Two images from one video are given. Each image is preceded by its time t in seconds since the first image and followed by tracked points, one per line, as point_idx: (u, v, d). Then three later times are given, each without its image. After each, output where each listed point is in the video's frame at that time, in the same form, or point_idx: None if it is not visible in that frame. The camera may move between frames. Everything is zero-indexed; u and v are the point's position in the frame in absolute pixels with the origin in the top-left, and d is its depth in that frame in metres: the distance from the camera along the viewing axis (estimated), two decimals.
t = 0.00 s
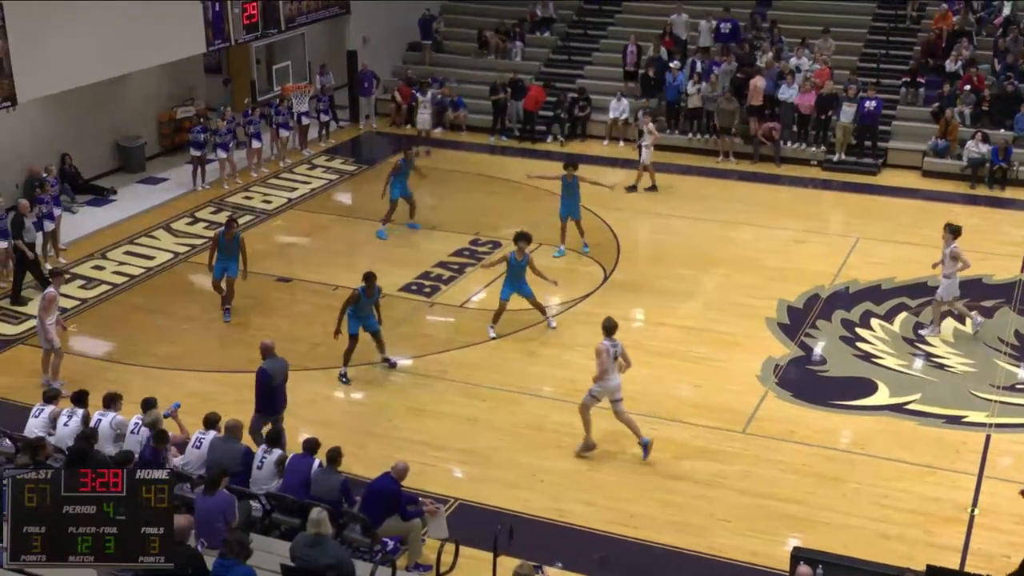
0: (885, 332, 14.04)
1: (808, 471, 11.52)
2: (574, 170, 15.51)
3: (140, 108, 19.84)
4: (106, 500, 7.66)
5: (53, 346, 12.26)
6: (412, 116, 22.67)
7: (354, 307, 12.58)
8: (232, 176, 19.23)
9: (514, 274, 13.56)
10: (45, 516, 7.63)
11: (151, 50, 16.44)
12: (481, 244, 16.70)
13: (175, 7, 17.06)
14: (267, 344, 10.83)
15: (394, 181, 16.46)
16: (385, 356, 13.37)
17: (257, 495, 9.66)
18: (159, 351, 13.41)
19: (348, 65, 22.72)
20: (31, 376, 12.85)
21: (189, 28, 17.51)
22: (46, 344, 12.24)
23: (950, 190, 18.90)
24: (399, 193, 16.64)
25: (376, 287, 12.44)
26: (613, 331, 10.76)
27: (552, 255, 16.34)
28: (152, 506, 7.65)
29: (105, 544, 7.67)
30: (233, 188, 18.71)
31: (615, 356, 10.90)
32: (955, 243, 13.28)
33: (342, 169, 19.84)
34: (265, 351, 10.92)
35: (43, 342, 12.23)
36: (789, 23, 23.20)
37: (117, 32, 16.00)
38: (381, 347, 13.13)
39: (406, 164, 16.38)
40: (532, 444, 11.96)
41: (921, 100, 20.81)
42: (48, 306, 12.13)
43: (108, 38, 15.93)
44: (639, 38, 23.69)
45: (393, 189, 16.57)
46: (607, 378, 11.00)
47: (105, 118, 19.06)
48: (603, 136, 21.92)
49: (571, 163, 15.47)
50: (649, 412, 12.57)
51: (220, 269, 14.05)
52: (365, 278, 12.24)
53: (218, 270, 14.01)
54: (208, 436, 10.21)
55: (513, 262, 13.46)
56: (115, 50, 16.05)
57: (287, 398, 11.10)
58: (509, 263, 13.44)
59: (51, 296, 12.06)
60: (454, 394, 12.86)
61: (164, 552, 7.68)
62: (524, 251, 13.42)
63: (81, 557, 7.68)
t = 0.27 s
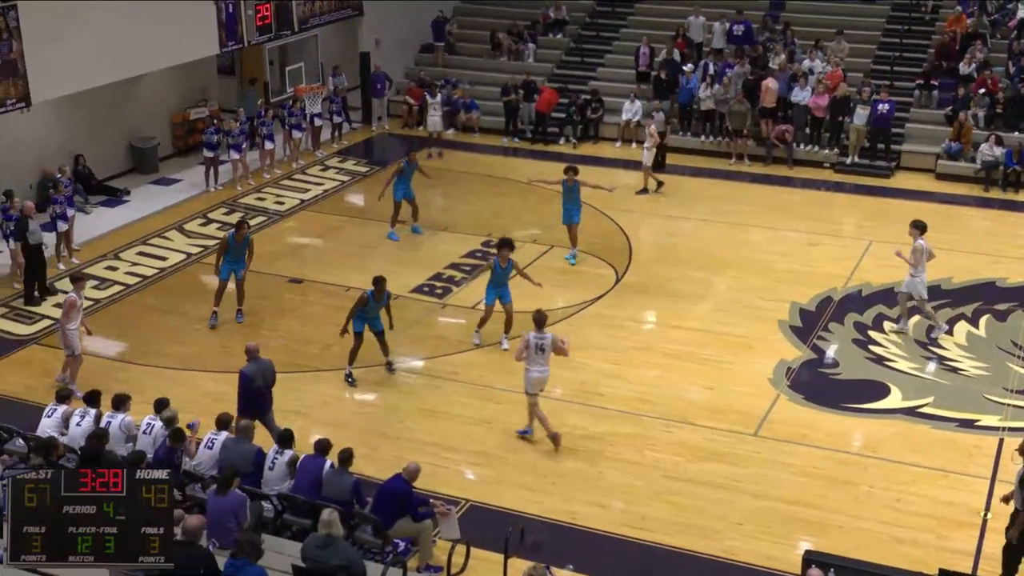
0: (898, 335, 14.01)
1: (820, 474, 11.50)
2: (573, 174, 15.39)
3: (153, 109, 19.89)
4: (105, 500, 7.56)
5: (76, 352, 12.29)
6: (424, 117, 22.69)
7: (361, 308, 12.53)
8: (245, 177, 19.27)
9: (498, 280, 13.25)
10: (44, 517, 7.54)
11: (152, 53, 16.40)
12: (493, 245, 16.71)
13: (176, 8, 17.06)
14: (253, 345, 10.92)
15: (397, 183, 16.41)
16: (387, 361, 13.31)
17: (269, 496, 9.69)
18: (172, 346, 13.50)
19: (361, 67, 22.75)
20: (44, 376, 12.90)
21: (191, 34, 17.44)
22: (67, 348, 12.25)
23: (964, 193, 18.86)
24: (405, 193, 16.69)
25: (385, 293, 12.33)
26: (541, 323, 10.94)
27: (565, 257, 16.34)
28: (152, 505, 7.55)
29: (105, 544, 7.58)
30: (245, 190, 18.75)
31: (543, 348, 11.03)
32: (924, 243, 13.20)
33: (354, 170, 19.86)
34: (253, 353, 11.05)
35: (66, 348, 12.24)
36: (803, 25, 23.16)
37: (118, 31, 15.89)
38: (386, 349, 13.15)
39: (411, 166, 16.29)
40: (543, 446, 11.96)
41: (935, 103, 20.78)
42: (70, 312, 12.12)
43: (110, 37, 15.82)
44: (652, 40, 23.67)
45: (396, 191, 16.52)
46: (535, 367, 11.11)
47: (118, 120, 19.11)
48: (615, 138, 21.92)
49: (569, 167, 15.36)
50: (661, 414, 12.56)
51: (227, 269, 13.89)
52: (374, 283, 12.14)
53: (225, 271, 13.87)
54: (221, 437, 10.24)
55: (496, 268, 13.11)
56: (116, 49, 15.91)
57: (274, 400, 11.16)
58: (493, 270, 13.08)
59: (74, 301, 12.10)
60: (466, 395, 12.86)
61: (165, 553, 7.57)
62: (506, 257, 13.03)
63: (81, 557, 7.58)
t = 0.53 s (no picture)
0: (907, 337, 13.94)
1: (828, 476, 11.43)
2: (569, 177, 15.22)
3: (159, 109, 19.87)
4: (106, 500, 7.65)
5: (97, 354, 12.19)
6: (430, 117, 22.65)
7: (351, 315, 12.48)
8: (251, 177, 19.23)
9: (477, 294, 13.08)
10: (45, 516, 7.64)
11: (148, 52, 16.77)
12: (499, 246, 16.67)
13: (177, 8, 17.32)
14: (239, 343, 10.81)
15: (399, 185, 16.36)
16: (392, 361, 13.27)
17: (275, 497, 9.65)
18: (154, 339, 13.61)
19: (367, 67, 22.71)
20: (50, 376, 12.88)
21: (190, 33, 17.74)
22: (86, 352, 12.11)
23: (974, 194, 18.79)
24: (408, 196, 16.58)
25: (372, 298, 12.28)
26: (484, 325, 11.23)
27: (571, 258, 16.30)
28: (152, 505, 7.63)
29: (106, 544, 7.67)
30: (251, 190, 18.72)
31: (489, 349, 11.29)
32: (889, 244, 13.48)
33: (361, 171, 19.82)
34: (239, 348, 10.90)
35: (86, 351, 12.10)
36: (812, 25, 23.07)
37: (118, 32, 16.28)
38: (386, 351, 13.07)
39: (414, 168, 16.27)
40: (550, 447, 11.90)
41: (945, 103, 20.69)
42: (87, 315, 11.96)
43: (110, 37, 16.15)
44: (659, 40, 23.59)
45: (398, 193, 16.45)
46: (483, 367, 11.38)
47: (124, 120, 19.09)
48: (622, 138, 21.86)
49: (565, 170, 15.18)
50: (668, 416, 12.50)
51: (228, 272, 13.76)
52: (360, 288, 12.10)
53: (226, 274, 13.73)
54: (227, 437, 10.19)
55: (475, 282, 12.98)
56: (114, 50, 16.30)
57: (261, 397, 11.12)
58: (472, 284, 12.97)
59: (89, 304, 11.83)
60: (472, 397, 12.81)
61: (165, 552, 7.64)
62: (483, 272, 12.90)
63: (81, 557, 7.67)
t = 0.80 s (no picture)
0: (918, 339, 13.69)
1: (838, 481, 11.18)
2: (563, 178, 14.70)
3: (155, 106, 19.64)
4: (106, 500, 7.60)
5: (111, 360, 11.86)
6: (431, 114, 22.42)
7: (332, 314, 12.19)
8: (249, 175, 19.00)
9: (460, 294, 12.97)
10: (45, 516, 7.57)
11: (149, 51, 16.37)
12: (502, 246, 16.44)
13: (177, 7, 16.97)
14: (228, 342, 10.63)
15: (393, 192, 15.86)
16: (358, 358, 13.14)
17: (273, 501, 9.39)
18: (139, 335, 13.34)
19: (368, 63, 22.48)
20: (43, 377, 12.64)
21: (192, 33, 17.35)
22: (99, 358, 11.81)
23: (985, 193, 18.55)
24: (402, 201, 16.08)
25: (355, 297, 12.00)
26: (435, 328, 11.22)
27: (576, 258, 16.06)
28: (152, 505, 7.58)
29: (106, 544, 7.62)
30: (249, 188, 18.48)
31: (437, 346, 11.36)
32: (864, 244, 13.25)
33: (361, 169, 19.58)
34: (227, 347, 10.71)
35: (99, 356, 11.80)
36: (820, 20, 22.81)
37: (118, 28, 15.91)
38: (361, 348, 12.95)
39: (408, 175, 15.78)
40: (554, 451, 11.65)
41: (957, 100, 20.44)
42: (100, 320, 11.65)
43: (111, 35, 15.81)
44: (665, 36, 23.34)
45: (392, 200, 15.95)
46: (434, 367, 11.43)
47: (120, 118, 18.86)
48: (628, 136, 21.63)
49: (558, 172, 14.59)
50: (674, 419, 12.25)
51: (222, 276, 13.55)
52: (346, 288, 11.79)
53: (222, 277, 13.54)
54: (225, 441, 9.94)
55: (457, 281, 12.90)
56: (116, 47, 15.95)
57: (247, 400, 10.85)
58: (454, 284, 12.87)
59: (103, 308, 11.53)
60: (474, 399, 12.57)
61: (164, 552, 7.59)
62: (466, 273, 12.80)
63: (81, 557, 7.62)
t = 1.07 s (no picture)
0: (927, 340, 13.46)
1: (846, 485, 10.92)
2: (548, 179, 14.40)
3: (150, 103, 19.41)
4: (106, 499, 7.11)
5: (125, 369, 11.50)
6: (432, 111, 22.19)
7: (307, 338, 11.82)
8: (246, 174, 18.77)
9: (437, 286, 12.62)
10: (44, 516, 7.08)
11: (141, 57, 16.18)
12: (503, 245, 16.22)
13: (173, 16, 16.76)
14: (211, 340, 10.40)
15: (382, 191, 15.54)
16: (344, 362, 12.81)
17: (269, 505, 9.17)
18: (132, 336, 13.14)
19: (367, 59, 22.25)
20: (35, 379, 12.41)
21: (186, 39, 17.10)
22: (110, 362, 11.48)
23: (995, 192, 18.32)
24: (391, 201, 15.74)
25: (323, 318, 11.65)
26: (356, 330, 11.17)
27: (578, 258, 15.83)
28: (152, 505, 7.12)
29: (105, 544, 7.11)
30: (246, 186, 18.25)
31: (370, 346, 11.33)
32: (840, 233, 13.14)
33: (360, 167, 19.35)
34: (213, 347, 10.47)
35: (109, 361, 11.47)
36: (827, 16, 22.58)
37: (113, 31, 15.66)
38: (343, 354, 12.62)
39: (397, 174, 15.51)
40: (556, 454, 11.41)
41: (967, 97, 20.23)
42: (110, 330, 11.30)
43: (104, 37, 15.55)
44: (670, 32, 23.11)
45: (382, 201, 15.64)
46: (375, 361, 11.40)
47: (114, 115, 18.63)
48: (631, 133, 21.41)
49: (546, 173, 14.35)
50: (679, 422, 12.01)
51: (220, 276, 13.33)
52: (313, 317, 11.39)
53: (219, 278, 13.31)
54: (220, 443, 9.68)
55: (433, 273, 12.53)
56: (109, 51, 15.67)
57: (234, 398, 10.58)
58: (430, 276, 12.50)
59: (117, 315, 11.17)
60: (475, 401, 12.34)
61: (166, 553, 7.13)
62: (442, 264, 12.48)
63: (81, 557, 7.12)
